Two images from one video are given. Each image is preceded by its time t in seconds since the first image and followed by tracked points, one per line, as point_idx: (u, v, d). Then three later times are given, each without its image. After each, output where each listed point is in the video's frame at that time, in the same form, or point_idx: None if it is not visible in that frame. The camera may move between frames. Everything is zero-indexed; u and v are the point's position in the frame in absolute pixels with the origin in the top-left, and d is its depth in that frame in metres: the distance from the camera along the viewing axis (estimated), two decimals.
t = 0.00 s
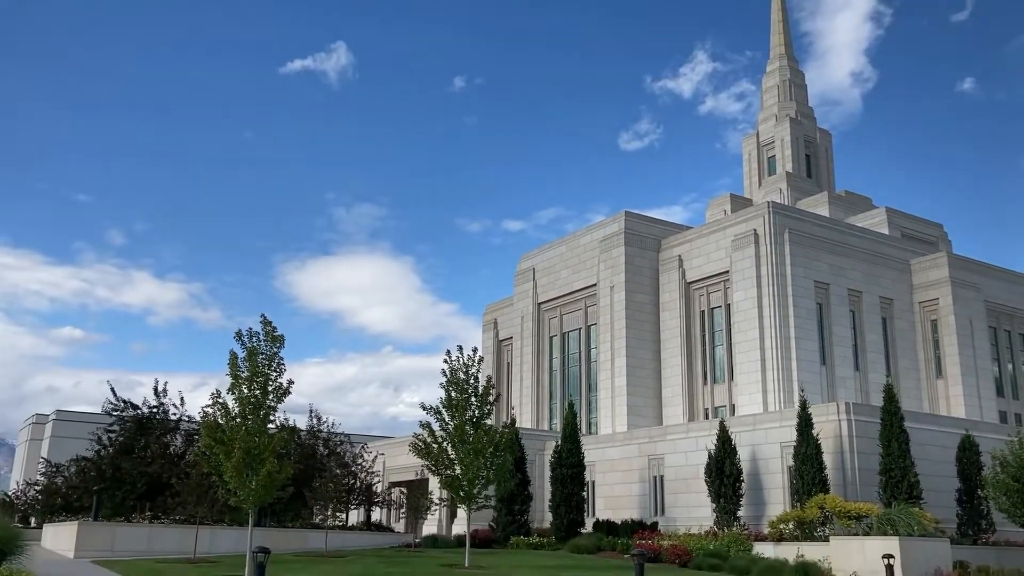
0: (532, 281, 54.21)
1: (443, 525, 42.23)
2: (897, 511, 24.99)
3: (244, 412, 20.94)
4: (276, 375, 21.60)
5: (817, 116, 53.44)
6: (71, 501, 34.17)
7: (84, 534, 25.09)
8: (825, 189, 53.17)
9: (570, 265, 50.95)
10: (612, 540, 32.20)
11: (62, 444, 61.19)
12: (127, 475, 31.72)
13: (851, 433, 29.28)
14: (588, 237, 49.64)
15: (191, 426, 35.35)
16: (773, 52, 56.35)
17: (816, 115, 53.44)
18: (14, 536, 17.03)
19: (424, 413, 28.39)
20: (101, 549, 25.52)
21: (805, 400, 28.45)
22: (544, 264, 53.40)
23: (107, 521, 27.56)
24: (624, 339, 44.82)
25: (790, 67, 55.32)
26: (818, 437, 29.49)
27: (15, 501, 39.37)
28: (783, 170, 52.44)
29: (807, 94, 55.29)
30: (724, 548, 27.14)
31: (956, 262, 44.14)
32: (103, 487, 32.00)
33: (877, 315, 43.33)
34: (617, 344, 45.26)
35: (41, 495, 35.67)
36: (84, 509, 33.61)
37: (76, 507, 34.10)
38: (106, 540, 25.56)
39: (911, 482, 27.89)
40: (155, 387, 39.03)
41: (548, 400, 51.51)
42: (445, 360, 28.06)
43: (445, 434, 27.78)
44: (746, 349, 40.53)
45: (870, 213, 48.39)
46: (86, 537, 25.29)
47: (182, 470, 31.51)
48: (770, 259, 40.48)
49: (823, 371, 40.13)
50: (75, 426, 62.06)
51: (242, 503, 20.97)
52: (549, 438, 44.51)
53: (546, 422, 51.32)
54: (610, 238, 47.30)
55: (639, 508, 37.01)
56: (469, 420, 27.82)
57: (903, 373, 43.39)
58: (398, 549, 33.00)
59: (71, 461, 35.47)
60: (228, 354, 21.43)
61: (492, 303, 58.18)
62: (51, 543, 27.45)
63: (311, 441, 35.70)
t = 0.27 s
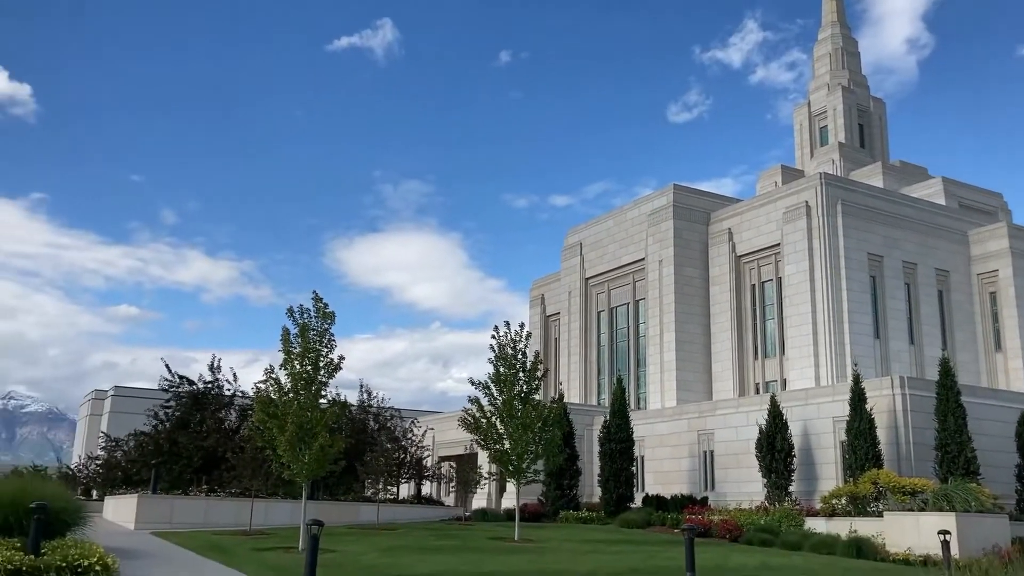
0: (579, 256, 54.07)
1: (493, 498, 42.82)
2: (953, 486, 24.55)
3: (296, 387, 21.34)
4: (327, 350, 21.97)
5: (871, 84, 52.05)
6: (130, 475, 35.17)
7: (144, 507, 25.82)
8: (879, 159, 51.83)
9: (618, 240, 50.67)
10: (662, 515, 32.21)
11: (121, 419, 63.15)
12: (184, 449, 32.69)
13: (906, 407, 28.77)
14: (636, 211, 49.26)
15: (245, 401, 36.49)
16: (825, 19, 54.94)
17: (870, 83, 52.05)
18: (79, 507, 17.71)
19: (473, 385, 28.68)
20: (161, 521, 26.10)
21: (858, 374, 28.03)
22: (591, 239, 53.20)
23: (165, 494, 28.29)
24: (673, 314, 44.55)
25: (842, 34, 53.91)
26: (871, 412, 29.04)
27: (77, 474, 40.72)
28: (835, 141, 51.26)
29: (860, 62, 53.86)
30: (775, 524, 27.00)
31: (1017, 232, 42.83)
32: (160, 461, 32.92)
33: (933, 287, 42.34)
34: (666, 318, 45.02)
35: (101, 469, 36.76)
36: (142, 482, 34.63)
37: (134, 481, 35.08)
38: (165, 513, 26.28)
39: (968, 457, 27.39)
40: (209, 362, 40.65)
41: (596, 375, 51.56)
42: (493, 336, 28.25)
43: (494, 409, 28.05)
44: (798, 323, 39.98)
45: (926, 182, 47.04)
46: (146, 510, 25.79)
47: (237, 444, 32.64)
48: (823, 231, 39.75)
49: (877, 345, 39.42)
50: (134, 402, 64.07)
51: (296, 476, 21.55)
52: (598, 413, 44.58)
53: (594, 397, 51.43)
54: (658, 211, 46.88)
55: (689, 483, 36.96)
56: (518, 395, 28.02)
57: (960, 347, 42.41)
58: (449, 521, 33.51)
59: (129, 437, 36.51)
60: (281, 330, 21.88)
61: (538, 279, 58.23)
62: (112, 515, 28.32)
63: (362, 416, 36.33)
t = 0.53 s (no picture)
0: (626, 232, 53.81)
1: (542, 473, 43.35)
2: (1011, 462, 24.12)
3: (347, 363, 21.80)
4: (377, 327, 22.39)
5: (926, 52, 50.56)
6: (188, 449, 36.28)
7: (202, 480, 26.68)
8: (934, 129, 50.25)
9: (666, 214, 50.28)
10: (712, 490, 32.20)
11: (178, 395, 65.03)
12: (240, 424, 33.54)
13: (962, 382, 28.22)
14: (684, 185, 48.78)
15: (298, 378, 37.41)
16: None
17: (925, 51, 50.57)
18: (141, 481, 18.40)
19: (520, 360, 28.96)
20: (218, 495, 26.92)
21: (911, 349, 27.56)
22: (639, 214, 52.89)
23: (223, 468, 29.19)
24: (722, 289, 44.17)
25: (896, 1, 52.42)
26: (925, 386, 28.56)
27: (137, 449, 42.09)
28: (889, 111, 49.93)
29: (915, 29, 52.35)
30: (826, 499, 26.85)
31: None
32: (217, 436, 33.86)
33: (991, 260, 41.26)
34: (715, 294, 44.66)
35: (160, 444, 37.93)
36: (200, 456, 35.69)
37: (192, 456, 36.21)
38: (222, 486, 27.12)
39: None
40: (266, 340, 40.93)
41: (645, 351, 51.49)
42: (541, 312, 28.43)
43: (542, 385, 28.30)
44: (850, 298, 39.36)
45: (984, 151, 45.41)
46: (205, 484, 26.65)
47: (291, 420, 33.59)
48: (875, 204, 38.93)
49: (931, 319, 38.65)
50: (190, 378, 65.92)
51: (349, 450, 22.07)
52: (646, 389, 44.59)
53: (642, 373, 51.41)
54: (707, 185, 46.37)
55: (739, 458, 36.86)
56: (566, 370, 28.19)
57: (1019, 321, 41.34)
58: (498, 495, 34.00)
59: (187, 412, 37.65)
60: (332, 307, 22.35)
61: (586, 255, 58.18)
62: (172, 489, 29.30)
63: (412, 392, 36.87)
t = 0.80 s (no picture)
0: (674, 207, 53.30)
1: (590, 450, 43.57)
2: None
3: (396, 341, 22.10)
4: (425, 305, 22.65)
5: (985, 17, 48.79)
6: (242, 426, 37.20)
7: (257, 456, 27.31)
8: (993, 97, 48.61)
9: (714, 189, 49.64)
10: (762, 467, 32.02)
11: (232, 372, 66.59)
12: (292, 402, 34.28)
13: (1020, 356, 27.52)
14: (733, 159, 48.07)
15: (348, 355, 38.03)
16: None
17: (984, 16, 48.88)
18: (198, 457, 18.98)
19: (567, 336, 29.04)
20: (272, 470, 27.60)
21: (968, 323, 26.95)
22: (687, 189, 52.33)
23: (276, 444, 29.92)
24: (772, 264, 43.57)
25: None
26: (982, 361, 27.93)
27: (193, 425, 43.29)
28: (945, 79, 48.41)
29: None
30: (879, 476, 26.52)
31: None
32: (270, 413, 34.67)
33: None
34: (765, 269, 44.08)
35: (216, 421, 38.95)
36: (254, 432, 36.59)
37: (246, 432, 37.14)
38: (275, 462, 27.75)
39: None
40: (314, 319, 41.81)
41: (694, 327, 51.14)
42: (588, 289, 28.44)
43: (590, 361, 28.37)
44: (904, 271, 38.53)
45: None
46: (259, 459, 27.33)
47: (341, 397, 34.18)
48: (930, 175, 37.92)
49: (989, 292, 37.68)
50: (242, 356, 67.43)
51: (399, 426, 22.43)
52: (695, 365, 44.33)
53: (691, 349, 51.12)
54: (756, 159, 45.63)
55: (790, 435, 36.55)
56: (613, 347, 28.20)
57: None
58: (547, 471, 34.29)
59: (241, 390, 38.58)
60: (381, 286, 22.65)
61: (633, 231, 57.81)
62: (227, 464, 30.13)
63: (459, 369, 37.20)
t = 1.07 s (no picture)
0: (721, 182, 52.62)
1: (637, 427, 43.60)
2: None
3: (441, 319, 22.30)
4: (470, 283, 22.79)
5: None
6: (293, 403, 38.03)
7: (308, 433, 27.91)
8: None
9: (762, 163, 48.88)
10: (811, 444, 31.73)
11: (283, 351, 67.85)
12: (342, 379, 34.93)
13: None
14: (782, 132, 47.23)
15: (395, 333, 38.49)
16: None
17: None
18: (250, 434, 19.48)
19: (613, 313, 28.98)
20: (323, 446, 28.15)
21: None
22: (734, 164, 51.61)
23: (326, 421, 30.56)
24: (822, 239, 42.84)
25: None
26: None
27: (246, 403, 44.31)
28: (1003, 46, 46.50)
29: None
30: (932, 453, 26.09)
31: None
32: (320, 390, 35.32)
33: None
34: (814, 244, 43.37)
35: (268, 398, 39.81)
36: (305, 410, 37.33)
37: (297, 409, 37.97)
38: (327, 439, 28.32)
39: None
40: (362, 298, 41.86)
41: (741, 303, 50.62)
42: (634, 266, 28.31)
43: (636, 339, 28.31)
44: (958, 245, 37.57)
45: None
46: (311, 436, 27.92)
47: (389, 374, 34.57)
48: (987, 145, 36.82)
49: None
50: (292, 335, 68.64)
51: (446, 404, 22.69)
52: (743, 342, 43.94)
53: (739, 326, 50.64)
54: (805, 131, 44.77)
55: (840, 412, 36.10)
56: (660, 324, 28.08)
57: None
58: (594, 448, 34.44)
59: (292, 368, 39.38)
60: (426, 265, 22.84)
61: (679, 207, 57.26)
62: (280, 441, 30.83)
63: (505, 347, 37.32)
